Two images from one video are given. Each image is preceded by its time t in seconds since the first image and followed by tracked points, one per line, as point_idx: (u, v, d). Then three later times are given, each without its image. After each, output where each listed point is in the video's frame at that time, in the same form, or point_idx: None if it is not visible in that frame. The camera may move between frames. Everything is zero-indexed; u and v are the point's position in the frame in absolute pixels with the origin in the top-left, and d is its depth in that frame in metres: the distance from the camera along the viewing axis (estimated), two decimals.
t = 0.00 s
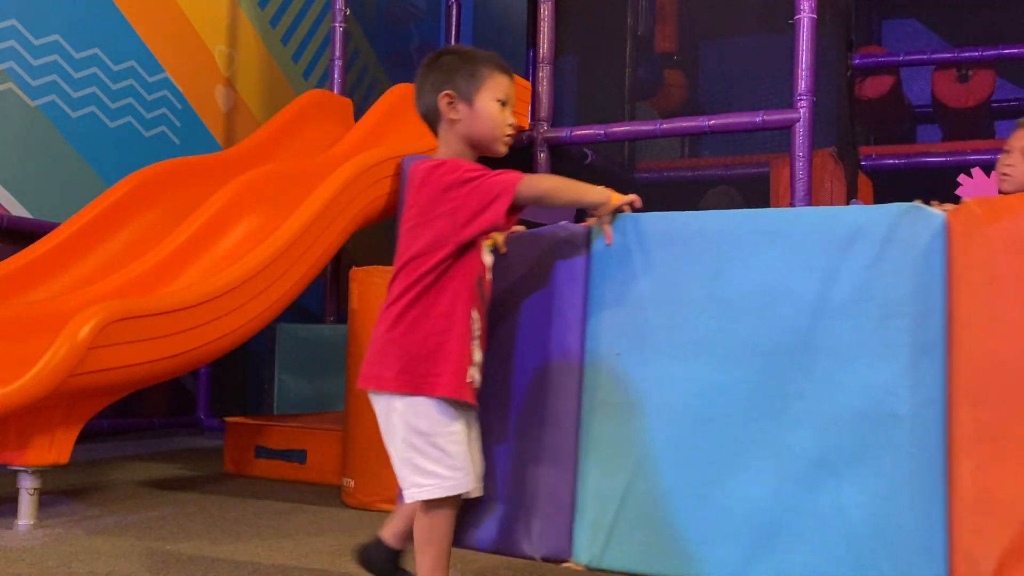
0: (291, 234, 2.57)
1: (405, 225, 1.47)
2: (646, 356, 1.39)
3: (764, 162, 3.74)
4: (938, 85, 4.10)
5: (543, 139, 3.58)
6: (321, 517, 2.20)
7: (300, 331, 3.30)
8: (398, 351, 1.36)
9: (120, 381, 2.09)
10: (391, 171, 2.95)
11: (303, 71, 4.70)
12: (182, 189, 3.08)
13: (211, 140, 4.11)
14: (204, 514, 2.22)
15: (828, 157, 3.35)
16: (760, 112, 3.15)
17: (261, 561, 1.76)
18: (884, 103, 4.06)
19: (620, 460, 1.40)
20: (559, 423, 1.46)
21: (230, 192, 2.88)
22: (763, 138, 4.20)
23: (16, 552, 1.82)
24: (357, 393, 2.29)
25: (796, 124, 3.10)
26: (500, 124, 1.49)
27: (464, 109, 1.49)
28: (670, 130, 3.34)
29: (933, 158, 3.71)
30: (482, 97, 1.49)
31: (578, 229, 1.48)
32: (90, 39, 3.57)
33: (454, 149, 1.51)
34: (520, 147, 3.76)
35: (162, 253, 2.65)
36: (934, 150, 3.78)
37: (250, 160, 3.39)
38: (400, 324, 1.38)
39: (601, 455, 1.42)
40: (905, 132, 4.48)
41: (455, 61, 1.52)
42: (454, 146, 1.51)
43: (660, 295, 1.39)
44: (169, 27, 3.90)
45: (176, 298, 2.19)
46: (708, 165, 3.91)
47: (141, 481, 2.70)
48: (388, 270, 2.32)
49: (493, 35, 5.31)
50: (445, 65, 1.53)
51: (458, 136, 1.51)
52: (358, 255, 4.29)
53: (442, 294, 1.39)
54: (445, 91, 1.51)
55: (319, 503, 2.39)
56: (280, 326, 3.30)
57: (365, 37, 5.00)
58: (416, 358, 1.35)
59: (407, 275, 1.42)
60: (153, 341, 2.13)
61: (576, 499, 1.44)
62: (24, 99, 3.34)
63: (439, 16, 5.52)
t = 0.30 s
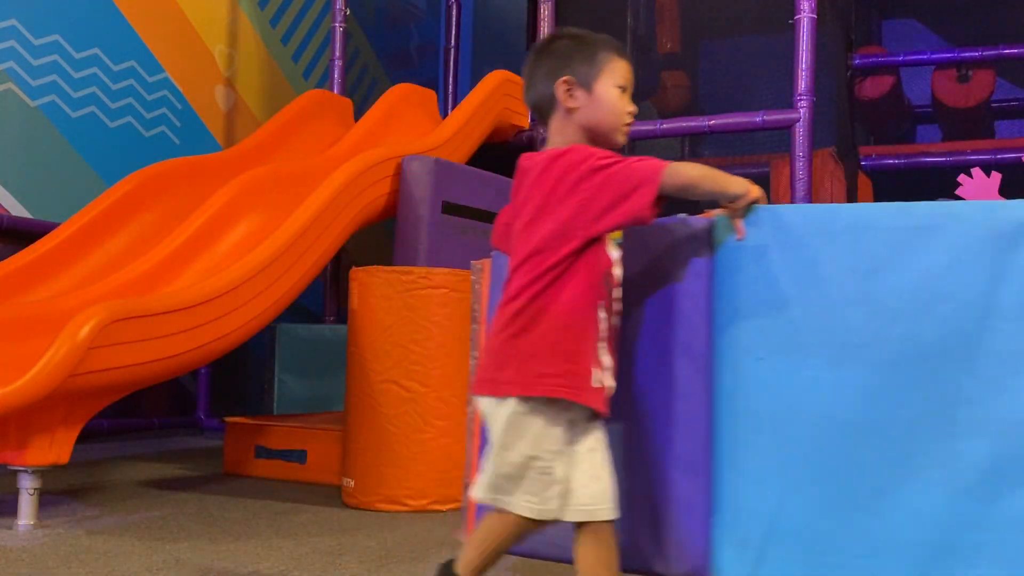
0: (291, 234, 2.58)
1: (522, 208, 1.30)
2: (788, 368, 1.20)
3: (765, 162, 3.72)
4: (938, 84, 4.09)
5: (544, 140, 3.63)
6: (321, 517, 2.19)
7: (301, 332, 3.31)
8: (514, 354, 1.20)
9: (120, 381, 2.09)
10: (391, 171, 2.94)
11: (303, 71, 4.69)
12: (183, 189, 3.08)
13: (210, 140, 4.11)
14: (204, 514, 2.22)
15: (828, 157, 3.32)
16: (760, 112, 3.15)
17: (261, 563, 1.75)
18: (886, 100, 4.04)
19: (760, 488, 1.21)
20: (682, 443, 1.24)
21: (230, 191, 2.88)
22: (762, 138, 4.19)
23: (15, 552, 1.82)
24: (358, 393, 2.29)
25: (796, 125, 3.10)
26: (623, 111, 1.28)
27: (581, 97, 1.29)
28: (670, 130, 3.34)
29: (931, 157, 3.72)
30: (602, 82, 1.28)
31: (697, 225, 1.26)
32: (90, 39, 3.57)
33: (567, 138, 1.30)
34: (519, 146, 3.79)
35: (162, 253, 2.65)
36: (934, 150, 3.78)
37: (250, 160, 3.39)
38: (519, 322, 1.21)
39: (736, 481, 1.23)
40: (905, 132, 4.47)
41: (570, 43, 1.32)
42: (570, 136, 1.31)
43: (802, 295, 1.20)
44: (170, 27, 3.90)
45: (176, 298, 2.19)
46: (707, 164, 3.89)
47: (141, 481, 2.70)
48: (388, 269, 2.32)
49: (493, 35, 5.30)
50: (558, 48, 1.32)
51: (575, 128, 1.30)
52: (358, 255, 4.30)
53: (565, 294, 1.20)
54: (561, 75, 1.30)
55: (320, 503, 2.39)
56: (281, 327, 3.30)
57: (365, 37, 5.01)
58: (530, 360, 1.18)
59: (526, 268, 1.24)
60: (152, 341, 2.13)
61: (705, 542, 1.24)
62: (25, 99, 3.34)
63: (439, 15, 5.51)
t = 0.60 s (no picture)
0: (291, 234, 2.58)
1: (671, 201, 1.24)
2: (978, 357, 1.22)
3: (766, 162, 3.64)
4: (938, 85, 4.10)
5: (543, 140, 3.64)
6: (321, 517, 2.19)
7: (300, 330, 3.32)
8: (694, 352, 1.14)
9: (121, 381, 2.09)
10: (391, 170, 2.94)
11: (303, 71, 4.69)
12: (183, 189, 3.08)
13: (211, 140, 4.11)
14: (204, 514, 2.23)
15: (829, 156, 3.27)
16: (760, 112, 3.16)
17: (261, 562, 1.76)
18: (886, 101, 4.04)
19: (952, 474, 1.24)
20: (868, 428, 1.26)
21: (230, 190, 2.88)
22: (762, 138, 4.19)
23: (15, 552, 1.82)
24: (358, 393, 2.29)
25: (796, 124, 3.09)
26: (782, 73, 1.26)
27: (735, 61, 1.27)
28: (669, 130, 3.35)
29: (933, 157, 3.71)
30: (757, 42, 1.26)
31: (865, 205, 1.28)
32: (90, 39, 3.58)
33: (724, 109, 1.29)
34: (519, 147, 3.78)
35: (162, 252, 2.65)
36: (933, 150, 3.78)
37: (249, 161, 3.38)
38: (695, 320, 1.15)
39: (926, 468, 1.25)
40: (905, 133, 4.46)
41: (717, 5, 1.29)
42: (726, 105, 1.30)
43: (994, 287, 1.22)
44: (170, 26, 3.90)
45: (176, 298, 2.19)
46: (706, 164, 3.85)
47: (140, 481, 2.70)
48: (388, 269, 2.32)
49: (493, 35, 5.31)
50: (703, 12, 1.30)
51: (729, 94, 1.29)
52: (358, 256, 4.30)
53: (746, 280, 1.16)
54: (712, 40, 1.28)
55: (320, 503, 2.38)
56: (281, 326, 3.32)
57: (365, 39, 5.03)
58: (717, 355, 1.13)
59: (690, 261, 1.18)
60: (152, 341, 2.13)
61: (881, 524, 1.26)
62: (24, 99, 3.35)
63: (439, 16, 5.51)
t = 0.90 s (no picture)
0: (291, 234, 2.58)
1: (886, 192, 1.08)
2: None
3: (765, 162, 3.61)
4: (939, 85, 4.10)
5: (543, 139, 3.61)
6: (321, 517, 2.20)
7: (299, 329, 3.34)
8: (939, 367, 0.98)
9: (121, 381, 2.09)
10: (391, 170, 2.94)
11: (303, 71, 4.68)
12: (183, 189, 3.08)
13: (211, 140, 4.11)
14: (204, 514, 2.23)
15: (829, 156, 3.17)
16: (761, 112, 3.16)
17: (261, 562, 1.76)
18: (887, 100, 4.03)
19: None
20: None
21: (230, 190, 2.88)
22: (762, 138, 4.18)
23: (15, 552, 1.82)
24: (358, 393, 2.29)
25: (796, 124, 3.10)
26: (1002, 36, 1.13)
27: (947, 31, 1.15)
28: (670, 130, 3.35)
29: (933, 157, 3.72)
30: (971, 6, 1.13)
31: None
32: (90, 39, 3.58)
33: (938, 86, 1.17)
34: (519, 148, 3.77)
35: (162, 253, 2.64)
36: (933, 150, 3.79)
37: (249, 161, 3.39)
38: (932, 325, 0.99)
39: None
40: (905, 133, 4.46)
41: None
42: (939, 83, 1.18)
43: None
44: (170, 26, 3.90)
45: (176, 298, 2.19)
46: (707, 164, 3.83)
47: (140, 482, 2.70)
48: (388, 269, 2.32)
49: (493, 35, 5.31)
50: None
51: (943, 68, 1.17)
52: (358, 256, 4.30)
53: (990, 275, 1.00)
54: (920, 12, 1.17)
55: (320, 503, 2.38)
56: (281, 325, 3.35)
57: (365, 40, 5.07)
58: (966, 365, 0.97)
59: (916, 263, 1.03)
60: (151, 341, 2.13)
61: None
62: (24, 99, 3.35)
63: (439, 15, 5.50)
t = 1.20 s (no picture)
0: (291, 234, 2.58)
1: None
2: None
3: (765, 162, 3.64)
4: (939, 85, 4.10)
5: (543, 139, 3.62)
6: (321, 517, 2.20)
7: (298, 330, 3.40)
8: None
9: (121, 382, 2.09)
10: (391, 170, 2.94)
11: (303, 71, 4.68)
12: (183, 189, 3.08)
13: (210, 140, 4.11)
14: (204, 514, 2.22)
15: (828, 156, 3.16)
16: (761, 112, 3.16)
17: (262, 562, 1.75)
18: (886, 100, 4.03)
19: None
20: None
21: (229, 190, 2.87)
22: (762, 138, 4.18)
23: (15, 552, 1.82)
24: (358, 393, 2.29)
25: (796, 124, 3.11)
26: None
27: None
28: (670, 130, 3.34)
29: (932, 156, 3.75)
30: None
31: None
32: (90, 39, 3.58)
33: None
34: (519, 148, 3.78)
35: (161, 253, 2.64)
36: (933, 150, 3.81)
37: (250, 161, 3.39)
38: None
39: None
40: (905, 133, 4.46)
41: None
42: None
43: None
44: (169, 26, 3.90)
45: (176, 298, 2.19)
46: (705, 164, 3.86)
47: (140, 482, 2.70)
48: (388, 269, 2.32)
49: (494, 34, 5.30)
50: None
51: None
52: (358, 255, 4.30)
53: None
54: None
55: (319, 503, 2.38)
56: (280, 325, 3.40)
57: (365, 39, 5.04)
58: None
59: None
60: (151, 341, 2.13)
61: None
62: (24, 99, 3.35)
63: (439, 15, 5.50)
